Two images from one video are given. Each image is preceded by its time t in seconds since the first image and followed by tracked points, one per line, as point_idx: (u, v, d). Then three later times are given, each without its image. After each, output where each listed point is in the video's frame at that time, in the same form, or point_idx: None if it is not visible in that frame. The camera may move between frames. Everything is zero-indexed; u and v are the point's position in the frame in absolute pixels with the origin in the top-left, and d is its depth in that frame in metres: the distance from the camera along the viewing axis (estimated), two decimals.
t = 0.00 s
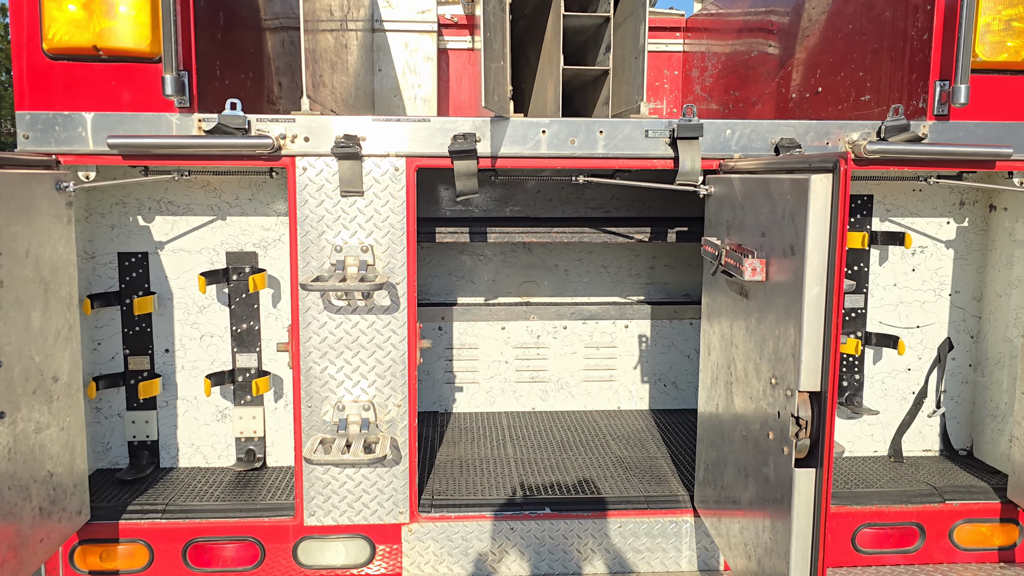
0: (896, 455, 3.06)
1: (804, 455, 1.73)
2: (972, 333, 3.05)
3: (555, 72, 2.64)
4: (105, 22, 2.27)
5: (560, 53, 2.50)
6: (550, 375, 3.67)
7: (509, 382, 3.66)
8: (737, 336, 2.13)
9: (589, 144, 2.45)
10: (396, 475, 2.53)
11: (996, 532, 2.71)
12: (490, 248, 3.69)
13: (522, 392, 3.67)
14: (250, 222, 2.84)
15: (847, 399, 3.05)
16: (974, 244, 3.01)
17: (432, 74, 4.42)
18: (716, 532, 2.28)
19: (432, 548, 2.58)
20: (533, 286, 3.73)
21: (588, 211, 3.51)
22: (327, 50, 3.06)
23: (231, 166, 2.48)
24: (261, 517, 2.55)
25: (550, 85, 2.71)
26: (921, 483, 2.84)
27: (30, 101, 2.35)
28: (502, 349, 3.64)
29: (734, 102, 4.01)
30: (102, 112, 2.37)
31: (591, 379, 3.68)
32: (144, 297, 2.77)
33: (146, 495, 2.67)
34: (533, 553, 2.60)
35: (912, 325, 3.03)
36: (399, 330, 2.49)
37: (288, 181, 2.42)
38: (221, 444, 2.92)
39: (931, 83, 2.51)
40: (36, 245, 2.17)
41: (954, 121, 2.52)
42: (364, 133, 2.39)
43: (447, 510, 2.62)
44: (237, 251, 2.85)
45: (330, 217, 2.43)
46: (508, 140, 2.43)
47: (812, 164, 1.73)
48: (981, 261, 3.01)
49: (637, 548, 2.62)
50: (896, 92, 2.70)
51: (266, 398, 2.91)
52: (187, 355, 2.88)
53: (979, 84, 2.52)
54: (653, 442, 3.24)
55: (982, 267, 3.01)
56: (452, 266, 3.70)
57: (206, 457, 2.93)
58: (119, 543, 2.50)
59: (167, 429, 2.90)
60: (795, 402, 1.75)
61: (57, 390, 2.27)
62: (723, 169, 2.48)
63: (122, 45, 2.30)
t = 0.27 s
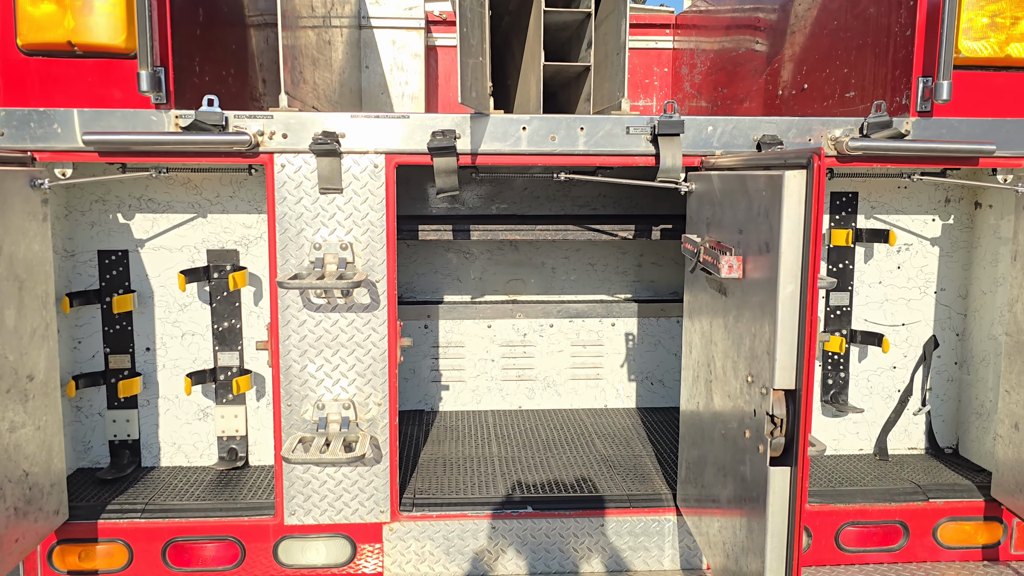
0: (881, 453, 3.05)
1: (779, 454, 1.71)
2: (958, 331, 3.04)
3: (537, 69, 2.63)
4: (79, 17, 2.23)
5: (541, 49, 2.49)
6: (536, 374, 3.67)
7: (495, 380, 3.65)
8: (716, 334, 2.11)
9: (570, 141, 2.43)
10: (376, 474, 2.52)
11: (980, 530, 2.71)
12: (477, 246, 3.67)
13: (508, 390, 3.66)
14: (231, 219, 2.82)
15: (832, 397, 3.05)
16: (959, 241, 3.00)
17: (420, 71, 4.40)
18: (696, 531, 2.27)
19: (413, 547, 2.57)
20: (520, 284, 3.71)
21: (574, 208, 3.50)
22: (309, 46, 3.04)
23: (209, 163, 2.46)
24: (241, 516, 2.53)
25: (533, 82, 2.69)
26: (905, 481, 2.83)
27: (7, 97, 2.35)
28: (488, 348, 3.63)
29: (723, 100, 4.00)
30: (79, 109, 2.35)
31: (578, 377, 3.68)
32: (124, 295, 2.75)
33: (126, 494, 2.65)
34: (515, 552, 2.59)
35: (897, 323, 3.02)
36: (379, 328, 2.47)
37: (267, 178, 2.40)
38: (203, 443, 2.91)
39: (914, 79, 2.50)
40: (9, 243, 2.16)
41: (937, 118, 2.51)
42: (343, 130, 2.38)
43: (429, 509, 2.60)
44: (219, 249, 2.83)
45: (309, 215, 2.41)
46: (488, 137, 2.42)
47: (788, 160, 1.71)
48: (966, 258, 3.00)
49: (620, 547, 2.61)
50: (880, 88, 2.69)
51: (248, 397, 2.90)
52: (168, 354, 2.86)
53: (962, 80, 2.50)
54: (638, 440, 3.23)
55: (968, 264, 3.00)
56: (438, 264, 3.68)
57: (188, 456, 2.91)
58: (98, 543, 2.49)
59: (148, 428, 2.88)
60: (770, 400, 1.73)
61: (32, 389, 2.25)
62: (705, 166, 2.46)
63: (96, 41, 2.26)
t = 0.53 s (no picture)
0: (865, 452, 3.04)
1: (751, 453, 1.71)
2: (942, 329, 3.03)
3: (517, 66, 2.62)
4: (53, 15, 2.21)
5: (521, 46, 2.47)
6: (522, 372, 3.66)
7: (481, 378, 3.64)
8: (692, 333, 2.10)
9: (549, 139, 2.42)
10: (356, 473, 2.51)
11: (962, 529, 2.69)
12: (463, 244, 3.66)
13: (494, 389, 3.66)
14: (212, 218, 2.81)
15: (815, 395, 3.01)
16: (943, 239, 3.00)
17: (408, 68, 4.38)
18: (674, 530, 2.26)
19: (393, 546, 2.56)
20: (506, 282, 3.70)
21: (560, 206, 3.48)
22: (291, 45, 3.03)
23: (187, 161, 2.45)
24: (220, 515, 2.52)
25: (513, 79, 2.68)
26: (888, 479, 2.82)
27: None
28: (474, 346, 3.62)
29: (711, 98, 4.00)
30: (53, 107, 2.33)
31: (564, 376, 3.68)
32: (103, 294, 2.73)
33: (105, 493, 2.64)
34: (495, 551, 2.59)
35: (881, 321, 3.01)
36: (358, 327, 2.46)
37: (244, 176, 2.39)
38: (184, 442, 2.90)
39: (895, 76, 2.48)
40: None
41: (919, 115, 2.50)
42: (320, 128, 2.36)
43: (409, 508, 2.59)
44: (199, 248, 2.81)
45: (287, 213, 2.40)
46: (466, 135, 2.41)
47: (760, 157, 1.70)
48: (950, 256, 3.00)
49: (599, 546, 2.61)
50: (862, 85, 2.67)
51: (229, 396, 2.89)
52: (149, 353, 2.84)
53: (943, 78, 2.49)
54: (622, 439, 3.22)
55: (952, 262, 3.00)
56: (424, 262, 3.68)
57: (169, 455, 2.90)
58: (75, 542, 2.48)
59: (129, 427, 2.87)
60: (742, 399, 1.72)
61: (6, 389, 2.24)
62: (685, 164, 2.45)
63: (71, 39, 2.24)
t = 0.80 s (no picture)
0: (843, 450, 3.04)
1: (711, 452, 1.71)
2: (920, 327, 3.03)
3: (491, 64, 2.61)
4: (20, 13, 2.21)
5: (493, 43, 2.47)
6: (503, 370, 3.66)
7: (462, 376, 3.64)
8: (660, 331, 2.10)
9: (521, 137, 2.42)
10: (328, 471, 2.51)
11: (936, 527, 2.69)
12: (445, 242, 3.65)
13: (475, 387, 3.65)
14: (187, 216, 2.80)
15: (793, 393, 3.01)
16: (922, 237, 2.99)
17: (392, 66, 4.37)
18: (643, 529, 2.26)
19: (365, 544, 2.56)
20: (488, 281, 3.70)
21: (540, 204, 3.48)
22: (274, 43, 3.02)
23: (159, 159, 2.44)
24: (192, 514, 2.52)
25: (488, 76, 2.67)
26: (864, 477, 2.81)
27: None
28: (455, 344, 3.62)
29: (696, 96, 3.98)
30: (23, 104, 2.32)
31: (545, 374, 3.67)
32: (77, 292, 2.73)
33: (79, 491, 2.64)
34: (468, 550, 2.59)
35: (859, 319, 3.01)
36: (330, 325, 2.46)
37: (215, 174, 2.38)
38: (160, 440, 2.90)
39: (868, 74, 2.47)
40: None
41: (892, 114, 2.49)
42: (291, 126, 2.36)
43: (382, 507, 2.59)
44: (174, 245, 2.81)
45: (258, 211, 2.39)
46: (438, 133, 2.40)
47: (720, 155, 1.69)
48: (928, 255, 2.99)
49: (572, 544, 2.61)
50: (837, 83, 2.66)
51: (205, 394, 2.88)
52: (124, 351, 2.84)
53: (918, 77, 2.48)
54: (601, 437, 3.23)
55: (930, 261, 2.99)
56: (406, 260, 3.67)
57: (144, 453, 2.90)
58: (47, 541, 2.48)
59: (104, 425, 2.87)
60: (702, 398, 1.72)
61: None
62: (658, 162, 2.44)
63: (39, 37, 2.24)
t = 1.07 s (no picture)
0: (815, 447, 3.05)
1: (661, 447, 1.71)
2: (893, 325, 3.04)
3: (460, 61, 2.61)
4: None
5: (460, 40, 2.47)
6: (481, 367, 3.67)
7: (440, 374, 3.64)
8: (621, 328, 2.11)
9: (487, 134, 2.42)
10: (295, 467, 2.52)
11: (905, 524, 2.70)
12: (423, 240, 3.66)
13: (453, 384, 3.66)
14: (158, 212, 2.81)
15: (765, 390, 3.02)
16: (894, 235, 2.99)
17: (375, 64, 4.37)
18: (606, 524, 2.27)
19: (333, 540, 2.57)
20: (467, 278, 3.70)
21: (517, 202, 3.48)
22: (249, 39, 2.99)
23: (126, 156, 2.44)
24: (160, 509, 2.53)
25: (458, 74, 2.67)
26: (833, 475, 2.82)
27: None
28: (433, 342, 3.62)
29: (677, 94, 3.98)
30: None
31: (523, 371, 3.68)
32: (48, 288, 2.74)
33: (49, 487, 2.65)
34: (435, 546, 2.61)
35: (831, 317, 3.02)
36: (297, 321, 2.47)
37: (181, 171, 2.39)
38: (132, 436, 2.91)
39: (835, 72, 2.48)
40: None
41: (858, 111, 2.50)
42: (257, 123, 2.36)
43: (351, 503, 2.61)
44: (146, 242, 2.82)
45: (224, 208, 2.40)
46: (404, 130, 2.40)
47: (670, 151, 1.69)
48: (900, 252, 2.99)
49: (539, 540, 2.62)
50: (806, 81, 2.67)
51: (179, 391, 2.87)
52: (96, 347, 2.85)
53: (885, 74, 2.48)
54: (575, 434, 3.24)
55: (901, 258, 3.00)
56: (384, 258, 3.67)
57: (117, 450, 2.91)
58: (15, 536, 2.49)
59: (76, 422, 2.88)
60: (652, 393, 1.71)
61: None
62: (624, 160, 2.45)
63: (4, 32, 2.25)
